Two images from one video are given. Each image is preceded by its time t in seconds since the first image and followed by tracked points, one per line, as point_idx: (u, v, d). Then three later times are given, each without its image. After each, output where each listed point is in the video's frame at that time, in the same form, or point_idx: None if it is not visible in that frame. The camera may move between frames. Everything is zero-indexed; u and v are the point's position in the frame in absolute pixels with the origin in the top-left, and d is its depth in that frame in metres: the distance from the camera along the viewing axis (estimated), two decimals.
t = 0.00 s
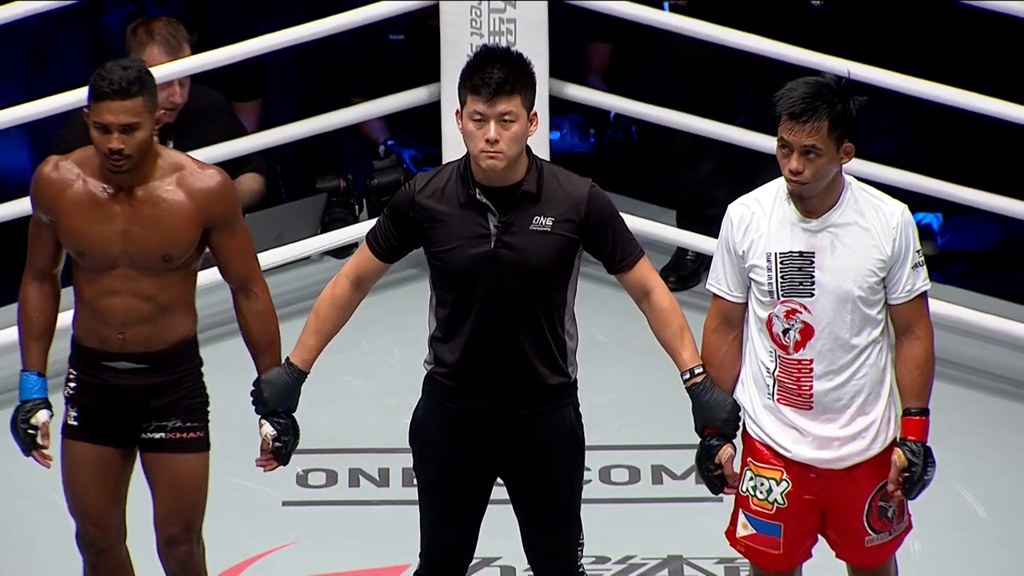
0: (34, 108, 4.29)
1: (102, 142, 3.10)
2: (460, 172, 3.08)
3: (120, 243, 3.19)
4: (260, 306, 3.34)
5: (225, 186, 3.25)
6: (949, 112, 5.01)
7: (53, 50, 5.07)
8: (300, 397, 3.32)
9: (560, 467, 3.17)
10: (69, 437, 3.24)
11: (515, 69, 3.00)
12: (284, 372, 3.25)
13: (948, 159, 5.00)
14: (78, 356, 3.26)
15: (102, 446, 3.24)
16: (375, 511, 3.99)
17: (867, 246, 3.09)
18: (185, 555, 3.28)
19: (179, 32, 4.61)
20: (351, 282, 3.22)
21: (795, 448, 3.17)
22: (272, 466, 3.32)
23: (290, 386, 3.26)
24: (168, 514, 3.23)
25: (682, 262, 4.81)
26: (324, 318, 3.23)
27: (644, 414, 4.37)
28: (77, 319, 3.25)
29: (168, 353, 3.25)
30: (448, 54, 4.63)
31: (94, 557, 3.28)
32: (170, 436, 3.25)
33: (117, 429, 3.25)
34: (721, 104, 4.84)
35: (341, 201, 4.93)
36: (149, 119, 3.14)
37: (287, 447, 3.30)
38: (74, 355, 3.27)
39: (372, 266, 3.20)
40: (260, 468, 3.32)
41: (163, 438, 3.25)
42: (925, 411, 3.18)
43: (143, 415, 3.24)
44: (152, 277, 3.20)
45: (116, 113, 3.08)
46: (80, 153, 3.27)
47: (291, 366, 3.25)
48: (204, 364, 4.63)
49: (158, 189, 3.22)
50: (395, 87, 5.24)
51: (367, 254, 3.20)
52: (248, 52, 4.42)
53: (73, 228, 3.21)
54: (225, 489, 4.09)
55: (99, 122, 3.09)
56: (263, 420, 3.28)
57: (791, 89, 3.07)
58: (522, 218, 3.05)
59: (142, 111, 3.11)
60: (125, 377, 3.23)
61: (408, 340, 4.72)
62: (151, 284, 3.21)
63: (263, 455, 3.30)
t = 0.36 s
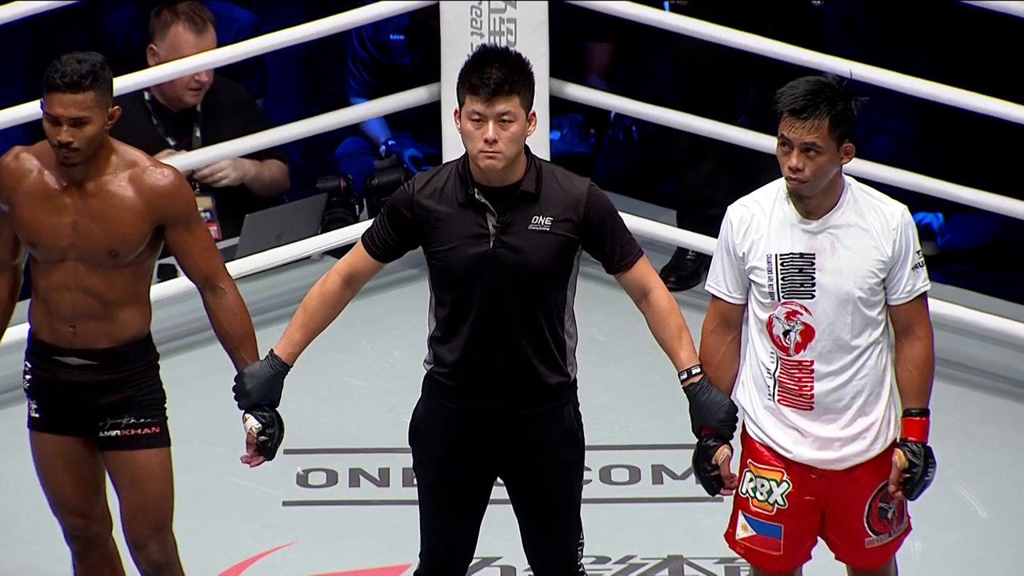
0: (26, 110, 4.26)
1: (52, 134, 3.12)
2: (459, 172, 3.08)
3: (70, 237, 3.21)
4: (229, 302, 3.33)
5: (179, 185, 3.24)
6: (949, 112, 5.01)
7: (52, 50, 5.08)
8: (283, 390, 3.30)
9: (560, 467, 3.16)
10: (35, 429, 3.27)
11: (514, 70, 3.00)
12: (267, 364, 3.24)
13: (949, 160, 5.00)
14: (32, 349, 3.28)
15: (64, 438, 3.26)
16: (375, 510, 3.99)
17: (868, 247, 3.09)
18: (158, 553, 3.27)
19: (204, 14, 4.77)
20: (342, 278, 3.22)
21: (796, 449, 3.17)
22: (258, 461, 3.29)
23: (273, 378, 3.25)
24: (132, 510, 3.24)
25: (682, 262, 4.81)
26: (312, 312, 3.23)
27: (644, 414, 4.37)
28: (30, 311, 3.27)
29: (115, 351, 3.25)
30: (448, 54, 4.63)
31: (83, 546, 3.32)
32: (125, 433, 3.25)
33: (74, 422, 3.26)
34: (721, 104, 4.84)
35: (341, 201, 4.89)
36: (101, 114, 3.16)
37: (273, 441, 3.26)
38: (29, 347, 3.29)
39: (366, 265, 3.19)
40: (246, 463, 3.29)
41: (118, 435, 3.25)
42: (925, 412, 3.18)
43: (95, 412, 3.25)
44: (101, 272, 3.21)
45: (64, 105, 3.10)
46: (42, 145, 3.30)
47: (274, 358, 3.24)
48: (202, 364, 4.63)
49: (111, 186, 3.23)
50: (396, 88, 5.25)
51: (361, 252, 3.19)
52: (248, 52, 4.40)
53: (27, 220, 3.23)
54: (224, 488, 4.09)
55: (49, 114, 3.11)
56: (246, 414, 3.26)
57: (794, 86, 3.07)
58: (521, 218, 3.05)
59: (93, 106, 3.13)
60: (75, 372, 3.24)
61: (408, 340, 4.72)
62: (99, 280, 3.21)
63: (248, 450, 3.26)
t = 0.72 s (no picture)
0: (26, 110, 4.27)
1: (61, 134, 3.11)
2: (456, 173, 3.08)
3: (77, 236, 3.20)
4: (228, 301, 3.33)
5: (182, 181, 3.25)
6: (949, 111, 5.00)
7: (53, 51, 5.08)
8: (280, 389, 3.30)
9: (559, 467, 3.17)
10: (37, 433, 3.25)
11: (509, 69, 2.99)
12: (265, 363, 3.24)
13: (949, 158, 5.00)
14: (35, 352, 3.26)
15: (69, 440, 3.25)
16: (375, 510, 3.99)
17: (867, 246, 3.09)
18: (164, 554, 3.25)
19: (218, 30, 4.72)
20: (340, 278, 3.22)
21: (796, 450, 3.17)
22: (257, 460, 3.27)
23: (271, 377, 3.25)
24: (140, 510, 3.22)
25: (682, 262, 4.81)
26: (310, 312, 3.23)
27: (644, 414, 4.37)
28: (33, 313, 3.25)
29: (122, 350, 3.24)
30: (448, 54, 4.63)
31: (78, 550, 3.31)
32: (133, 431, 3.24)
33: (79, 424, 3.25)
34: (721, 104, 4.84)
35: (341, 201, 4.89)
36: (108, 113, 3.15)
37: (272, 439, 3.24)
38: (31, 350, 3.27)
39: (363, 264, 3.19)
40: (244, 462, 3.27)
41: (125, 434, 3.24)
42: (926, 411, 3.18)
43: (100, 412, 3.24)
44: (109, 271, 3.21)
45: (73, 106, 3.09)
46: (38, 148, 3.27)
47: (272, 356, 3.24)
48: (203, 363, 4.64)
49: (117, 185, 3.22)
50: (396, 87, 5.25)
51: (359, 251, 3.20)
52: (247, 52, 4.40)
53: (30, 222, 3.21)
54: (224, 488, 4.09)
55: (57, 115, 3.09)
56: (245, 413, 3.25)
57: (795, 85, 3.08)
58: (519, 218, 3.05)
59: (100, 106, 3.12)
60: (82, 373, 3.22)
61: (408, 340, 4.73)
62: (107, 279, 3.21)
63: (247, 448, 3.24)
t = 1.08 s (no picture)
0: (27, 109, 4.27)
1: (115, 137, 3.09)
2: (456, 173, 3.08)
3: (131, 241, 3.17)
4: (258, 306, 3.32)
5: (230, 182, 3.26)
6: (949, 111, 5.00)
7: (54, 53, 5.09)
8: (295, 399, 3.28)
9: (560, 466, 3.17)
10: (77, 443, 3.21)
11: (509, 69, 3.00)
12: (282, 371, 3.22)
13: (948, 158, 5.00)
14: (85, 364, 3.22)
15: (110, 450, 3.21)
16: (374, 510, 3.99)
17: (867, 246, 3.09)
18: (191, 560, 3.26)
19: (218, 36, 4.63)
20: (348, 280, 3.22)
21: (796, 449, 3.17)
22: (270, 469, 3.26)
23: (288, 386, 3.23)
24: (177, 517, 3.20)
25: (682, 262, 4.81)
26: (322, 316, 3.23)
27: (644, 414, 4.37)
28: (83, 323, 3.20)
29: (177, 356, 3.22)
30: (449, 54, 4.63)
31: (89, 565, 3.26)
32: (181, 440, 3.22)
33: (126, 433, 3.22)
34: (721, 103, 4.84)
35: (341, 201, 4.91)
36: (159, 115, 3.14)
37: (285, 449, 3.24)
38: (79, 362, 3.23)
39: (368, 265, 3.19)
40: (257, 471, 3.26)
41: (173, 442, 3.22)
42: (927, 411, 3.18)
43: (151, 419, 3.21)
44: (164, 274, 3.19)
45: (127, 108, 3.07)
46: (82, 157, 3.24)
47: (289, 364, 3.22)
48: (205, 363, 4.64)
49: (168, 187, 3.21)
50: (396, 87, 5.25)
51: (363, 252, 3.20)
52: (248, 52, 4.40)
53: (82, 229, 3.17)
54: (226, 488, 4.09)
55: (110, 117, 3.07)
56: (260, 422, 3.23)
57: (795, 84, 3.08)
58: (519, 217, 3.05)
59: (154, 106, 3.10)
60: (135, 381, 3.20)
61: (408, 340, 4.73)
62: (162, 282, 3.19)
63: (261, 457, 3.24)
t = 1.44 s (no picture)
0: (27, 109, 4.26)
1: (166, 154, 3.09)
2: (461, 173, 3.08)
3: (177, 254, 3.18)
4: (287, 317, 3.35)
5: (269, 193, 3.29)
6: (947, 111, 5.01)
7: (52, 53, 5.08)
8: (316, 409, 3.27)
9: (561, 466, 3.17)
10: (110, 452, 3.18)
11: (515, 69, 3.00)
12: (302, 381, 3.21)
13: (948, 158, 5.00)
14: (123, 373, 3.21)
15: (145, 459, 3.20)
16: (374, 510, 3.99)
17: (868, 247, 3.09)
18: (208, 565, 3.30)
19: (213, 34, 4.59)
20: (357, 283, 3.23)
21: (796, 449, 3.17)
22: (293, 479, 3.24)
23: (310, 395, 3.21)
24: (203, 526, 3.25)
25: (682, 262, 4.81)
26: (337, 322, 3.23)
27: (643, 414, 4.37)
28: (124, 336, 3.20)
29: (218, 367, 3.25)
30: (449, 54, 4.63)
31: None
32: (218, 450, 3.25)
33: (165, 442, 3.23)
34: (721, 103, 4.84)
35: (341, 200, 4.90)
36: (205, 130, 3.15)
37: (308, 458, 3.22)
38: (116, 371, 3.23)
39: (375, 266, 3.20)
40: (281, 481, 3.23)
41: (210, 451, 3.24)
42: (925, 411, 3.18)
43: (192, 429, 3.23)
44: (209, 287, 3.21)
45: (179, 127, 3.08)
46: (122, 169, 3.23)
47: (308, 373, 3.22)
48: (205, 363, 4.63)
49: (211, 200, 3.23)
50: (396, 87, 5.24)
51: (369, 254, 3.20)
52: (248, 52, 4.40)
53: (128, 243, 3.17)
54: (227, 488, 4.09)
55: (161, 135, 3.08)
56: (282, 431, 3.21)
57: (796, 84, 3.08)
58: (522, 218, 3.05)
59: (203, 124, 3.11)
60: (180, 392, 3.21)
61: (408, 340, 4.72)
62: (208, 294, 3.21)
63: (284, 467, 3.22)
